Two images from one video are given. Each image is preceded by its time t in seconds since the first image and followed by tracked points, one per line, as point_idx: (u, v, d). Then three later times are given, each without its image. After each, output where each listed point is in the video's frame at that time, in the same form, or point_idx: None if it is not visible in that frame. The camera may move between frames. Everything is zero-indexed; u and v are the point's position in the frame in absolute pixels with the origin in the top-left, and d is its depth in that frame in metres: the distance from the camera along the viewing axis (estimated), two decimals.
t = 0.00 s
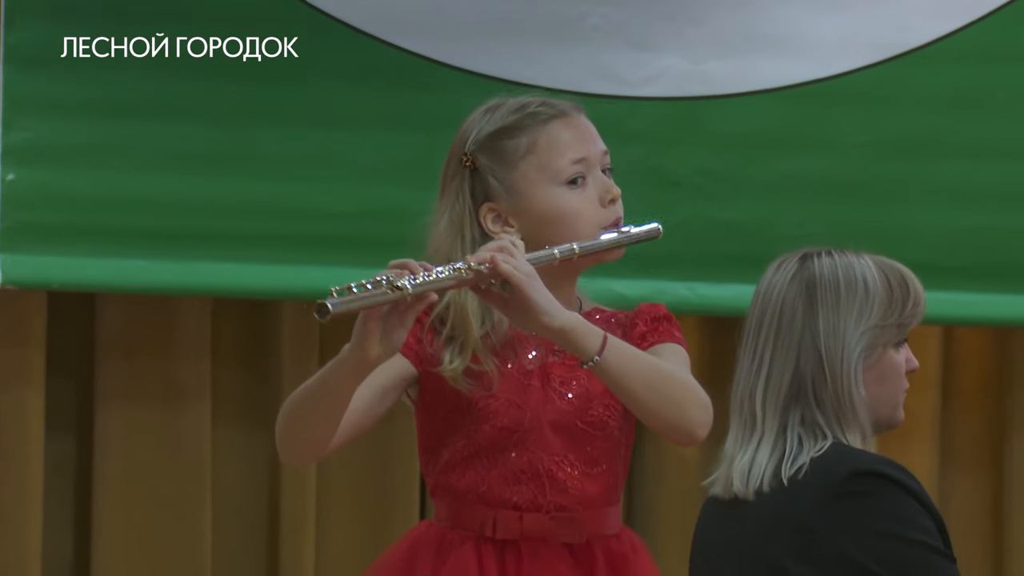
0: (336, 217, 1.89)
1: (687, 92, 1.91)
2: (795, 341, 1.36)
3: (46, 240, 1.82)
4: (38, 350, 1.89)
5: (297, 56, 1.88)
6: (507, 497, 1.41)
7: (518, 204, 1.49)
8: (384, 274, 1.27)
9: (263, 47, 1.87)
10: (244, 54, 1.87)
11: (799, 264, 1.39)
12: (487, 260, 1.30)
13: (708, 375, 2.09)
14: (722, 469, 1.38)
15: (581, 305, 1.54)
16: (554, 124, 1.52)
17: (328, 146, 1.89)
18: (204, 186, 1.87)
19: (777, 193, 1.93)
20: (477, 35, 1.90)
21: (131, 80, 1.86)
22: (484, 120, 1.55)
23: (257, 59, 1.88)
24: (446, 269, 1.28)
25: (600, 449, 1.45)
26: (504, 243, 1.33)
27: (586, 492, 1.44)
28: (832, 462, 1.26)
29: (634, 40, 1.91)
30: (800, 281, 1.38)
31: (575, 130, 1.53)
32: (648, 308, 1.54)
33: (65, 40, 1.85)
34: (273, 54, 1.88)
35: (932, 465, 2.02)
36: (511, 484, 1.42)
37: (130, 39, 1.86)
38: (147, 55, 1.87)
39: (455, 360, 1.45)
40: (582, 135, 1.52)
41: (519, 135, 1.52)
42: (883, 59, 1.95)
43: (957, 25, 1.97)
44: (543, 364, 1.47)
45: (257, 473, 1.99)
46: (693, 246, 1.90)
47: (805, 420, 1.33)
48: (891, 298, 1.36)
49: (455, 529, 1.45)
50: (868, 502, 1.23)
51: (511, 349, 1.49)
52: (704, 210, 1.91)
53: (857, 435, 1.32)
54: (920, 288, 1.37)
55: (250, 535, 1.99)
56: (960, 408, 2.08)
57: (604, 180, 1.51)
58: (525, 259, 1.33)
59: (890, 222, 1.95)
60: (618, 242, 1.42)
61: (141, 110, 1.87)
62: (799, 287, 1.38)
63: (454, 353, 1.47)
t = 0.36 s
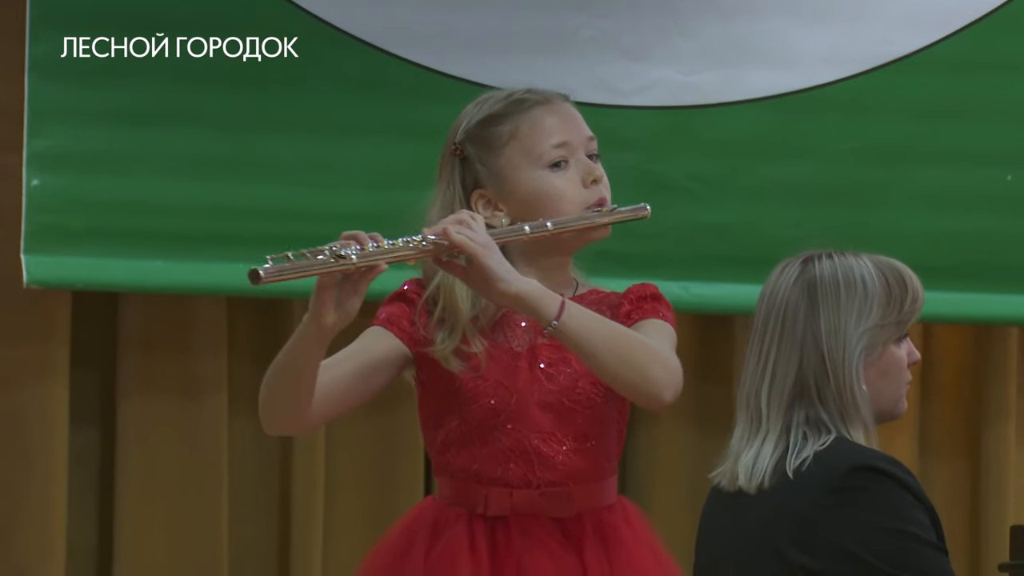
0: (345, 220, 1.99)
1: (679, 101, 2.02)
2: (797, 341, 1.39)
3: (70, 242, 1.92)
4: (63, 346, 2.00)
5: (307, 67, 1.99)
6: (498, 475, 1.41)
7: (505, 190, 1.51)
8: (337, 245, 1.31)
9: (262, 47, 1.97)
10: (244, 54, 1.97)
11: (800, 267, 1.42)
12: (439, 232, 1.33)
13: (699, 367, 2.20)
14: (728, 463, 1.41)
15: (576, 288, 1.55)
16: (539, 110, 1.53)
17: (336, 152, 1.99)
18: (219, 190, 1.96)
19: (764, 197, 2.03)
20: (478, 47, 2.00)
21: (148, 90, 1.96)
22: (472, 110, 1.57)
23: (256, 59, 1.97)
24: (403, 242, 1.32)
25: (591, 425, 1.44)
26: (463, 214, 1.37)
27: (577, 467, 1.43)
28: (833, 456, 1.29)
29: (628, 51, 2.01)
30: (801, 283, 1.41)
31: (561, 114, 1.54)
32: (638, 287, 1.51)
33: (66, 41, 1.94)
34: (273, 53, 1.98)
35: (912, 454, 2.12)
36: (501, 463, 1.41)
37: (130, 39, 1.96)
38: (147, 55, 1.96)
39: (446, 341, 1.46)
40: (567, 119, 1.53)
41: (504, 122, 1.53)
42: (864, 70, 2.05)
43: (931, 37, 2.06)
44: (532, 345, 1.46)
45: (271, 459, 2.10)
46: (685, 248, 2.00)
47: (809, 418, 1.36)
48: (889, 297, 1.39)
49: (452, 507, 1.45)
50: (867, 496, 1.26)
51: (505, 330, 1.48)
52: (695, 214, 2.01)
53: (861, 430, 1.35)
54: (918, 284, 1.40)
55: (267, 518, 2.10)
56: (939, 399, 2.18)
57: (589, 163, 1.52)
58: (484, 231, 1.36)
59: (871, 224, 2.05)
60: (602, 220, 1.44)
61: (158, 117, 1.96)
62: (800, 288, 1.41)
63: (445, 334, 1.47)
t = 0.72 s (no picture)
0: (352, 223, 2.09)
1: (670, 110, 2.12)
2: (816, 343, 1.52)
3: (90, 243, 2.01)
4: (83, 345, 2.12)
5: (315, 77, 2.09)
6: (482, 464, 1.49)
7: (487, 189, 1.59)
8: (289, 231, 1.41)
9: (262, 47, 2.07)
10: (244, 53, 2.07)
11: (818, 274, 1.55)
12: (398, 220, 1.41)
13: (688, 363, 2.30)
14: (746, 455, 1.54)
15: (564, 279, 1.60)
16: (517, 112, 1.60)
17: (344, 159, 2.09)
18: (233, 195, 2.06)
19: (751, 201, 2.13)
20: (479, 58, 2.11)
21: (162, 99, 2.06)
22: (459, 115, 1.65)
23: (256, 58, 2.07)
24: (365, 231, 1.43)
25: (573, 415, 1.51)
26: (424, 205, 1.44)
27: (560, 454, 1.50)
28: (844, 453, 1.41)
29: (621, 63, 2.11)
30: (819, 289, 1.54)
31: (539, 114, 1.60)
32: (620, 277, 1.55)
33: (66, 41, 2.02)
34: (273, 53, 2.07)
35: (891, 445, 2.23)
36: (485, 452, 1.49)
37: (130, 39, 2.04)
38: (147, 54, 2.05)
39: (430, 338, 1.55)
40: (544, 119, 1.59)
41: (485, 124, 1.60)
42: (846, 80, 2.16)
43: (908, 49, 2.17)
44: (514, 339, 1.54)
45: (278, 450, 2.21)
46: (676, 249, 2.10)
47: (828, 415, 1.49)
48: (902, 300, 1.52)
49: (443, 496, 1.54)
50: (876, 492, 1.39)
51: (490, 326, 1.56)
52: (685, 217, 2.11)
53: (877, 426, 1.48)
54: (928, 286, 1.53)
55: (278, 507, 2.20)
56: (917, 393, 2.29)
57: (565, 158, 1.58)
58: (445, 220, 1.43)
59: (854, 226, 2.15)
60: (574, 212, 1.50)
61: (174, 124, 2.05)
62: (818, 294, 1.53)
63: (431, 331, 1.56)
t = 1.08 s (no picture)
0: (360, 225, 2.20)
1: (662, 117, 2.23)
2: (822, 343, 1.55)
3: (110, 245, 2.12)
4: (104, 340, 2.23)
5: (323, 86, 2.19)
6: (475, 456, 1.56)
7: (474, 192, 1.65)
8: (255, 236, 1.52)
9: (262, 47, 2.17)
10: (244, 53, 2.17)
11: (822, 276, 1.59)
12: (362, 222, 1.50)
13: (680, 358, 2.40)
14: (753, 451, 1.57)
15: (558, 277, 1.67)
16: (500, 117, 1.66)
17: (351, 165, 2.20)
18: (247, 198, 2.17)
19: (739, 204, 2.24)
20: (479, 68, 2.21)
21: (180, 107, 2.16)
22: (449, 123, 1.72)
23: (256, 58, 2.17)
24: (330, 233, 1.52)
25: (562, 408, 1.55)
26: (391, 207, 1.53)
27: (549, 446, 1.55)
28: (846, 442, 1.44)
29: (615, 73, 2.22)
30: (823, 291, 1.58)
31: (522, 118, 1.66)
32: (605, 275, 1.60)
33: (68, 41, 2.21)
34: (273, 54, 2.17)
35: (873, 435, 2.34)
36: (477, 445, 1.56)
37: (129, 39, 2.14)
38: (147, 54, 2.15)
39: (423, 341, 1.62)
40: (527, 123, 1.66)
41: (472, 130, 1.67)
42: (829, 90, 2.26)
43: (889, 59, 2.28)
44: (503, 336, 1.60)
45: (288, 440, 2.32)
46: (667, 251, 2.21)
47: (835, 410, 1.52)
48: (903, 299, 1.55)
49: (443, 487, 1.61)
50: (876, 480, 1.42)
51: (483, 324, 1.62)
52: (676, 220, 2.22)
53: (882, 420, 1.51)
54: (928, 286, 1.57)
55: (289, 495, 2.32)
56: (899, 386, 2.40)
57: (548, 159, 1.65)
58: (410, 220, 1.51)
59: (836, 228, 2.26)
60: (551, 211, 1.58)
61: (189, 130, 2.16)
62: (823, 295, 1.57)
63: (425, 332, 1.63)
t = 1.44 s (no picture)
0: (368, 227, 2.31)
1: (655, 124, 2.33)
2: (821, 341, 1.65)
3: (130, 246, 2.23)
4: (123, 337, 2.33)
5: (332, 94, 2.30)
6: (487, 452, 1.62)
7: (483, 200, 1.71)
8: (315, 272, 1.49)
9: (262, 47, 2.27)
10: (245, 53, 2.27)
11: (821, 280, 1.69)
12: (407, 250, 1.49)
13: (673, 352, 2.50)
14: (756, 444, 1.67)
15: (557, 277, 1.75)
16: (507, 128, 1.72)
17: (359, 169, 2.31)
18: (259, 201, 2.28)
19: (729, 207, 2.35)
20: (481, 77, 2.32)
21: (195, 114, 2.26)
22: (455, 133, 1.77)
23: (257, 58, 2.27)
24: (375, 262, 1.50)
25: (568, 405, 1.62)
26: (430, 233, 1.52)
27: (556, 441, 1.62)
28: (846, 431, 1.54)
29: (610, 82, 2.33)
30: (821, 294, 1.69)
31: (528, 130, 1.72)
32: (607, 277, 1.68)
33: (67, 41, 2.33)
34: (273, 54, 2.27)
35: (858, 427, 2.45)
36: (489, 441, 1.62)
37: (129, 39, 2.23)
38: (147, 54, 2.24)
39: (438, 343, 1.66)
40: (534, 134, 1.72)
41: (481, 140, 1.73)
42: (814, 98, 2.37)
43: (871, 68, 2.39)
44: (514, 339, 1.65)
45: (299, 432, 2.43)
46: (660, 251, 2.32)
47: (835, 403, 1.62)
48: (899, 300, 1.65)
49: (453, 480, 1.67)
50: (875, 463, 1.51)
51: (492, 327, 1.67)
52: (668, 222, 2.33)
53: (879, 412, 1.60)
54: (922, 288, 1.67)
55: (300, 484, 2.43)
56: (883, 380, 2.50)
57: (556, 170, 1.71)
58: (450, 246, 1.52)
59: (822, 230, 2.37)
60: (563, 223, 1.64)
61: (203, 136, 2.27)
62: (821, 297, 1.68)
63: (438, 335, 1.68)
